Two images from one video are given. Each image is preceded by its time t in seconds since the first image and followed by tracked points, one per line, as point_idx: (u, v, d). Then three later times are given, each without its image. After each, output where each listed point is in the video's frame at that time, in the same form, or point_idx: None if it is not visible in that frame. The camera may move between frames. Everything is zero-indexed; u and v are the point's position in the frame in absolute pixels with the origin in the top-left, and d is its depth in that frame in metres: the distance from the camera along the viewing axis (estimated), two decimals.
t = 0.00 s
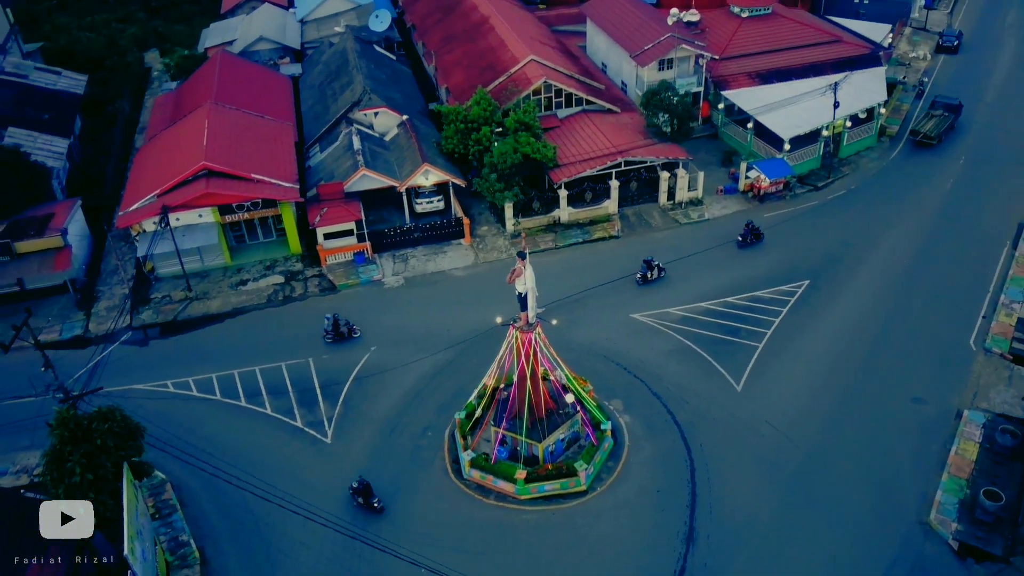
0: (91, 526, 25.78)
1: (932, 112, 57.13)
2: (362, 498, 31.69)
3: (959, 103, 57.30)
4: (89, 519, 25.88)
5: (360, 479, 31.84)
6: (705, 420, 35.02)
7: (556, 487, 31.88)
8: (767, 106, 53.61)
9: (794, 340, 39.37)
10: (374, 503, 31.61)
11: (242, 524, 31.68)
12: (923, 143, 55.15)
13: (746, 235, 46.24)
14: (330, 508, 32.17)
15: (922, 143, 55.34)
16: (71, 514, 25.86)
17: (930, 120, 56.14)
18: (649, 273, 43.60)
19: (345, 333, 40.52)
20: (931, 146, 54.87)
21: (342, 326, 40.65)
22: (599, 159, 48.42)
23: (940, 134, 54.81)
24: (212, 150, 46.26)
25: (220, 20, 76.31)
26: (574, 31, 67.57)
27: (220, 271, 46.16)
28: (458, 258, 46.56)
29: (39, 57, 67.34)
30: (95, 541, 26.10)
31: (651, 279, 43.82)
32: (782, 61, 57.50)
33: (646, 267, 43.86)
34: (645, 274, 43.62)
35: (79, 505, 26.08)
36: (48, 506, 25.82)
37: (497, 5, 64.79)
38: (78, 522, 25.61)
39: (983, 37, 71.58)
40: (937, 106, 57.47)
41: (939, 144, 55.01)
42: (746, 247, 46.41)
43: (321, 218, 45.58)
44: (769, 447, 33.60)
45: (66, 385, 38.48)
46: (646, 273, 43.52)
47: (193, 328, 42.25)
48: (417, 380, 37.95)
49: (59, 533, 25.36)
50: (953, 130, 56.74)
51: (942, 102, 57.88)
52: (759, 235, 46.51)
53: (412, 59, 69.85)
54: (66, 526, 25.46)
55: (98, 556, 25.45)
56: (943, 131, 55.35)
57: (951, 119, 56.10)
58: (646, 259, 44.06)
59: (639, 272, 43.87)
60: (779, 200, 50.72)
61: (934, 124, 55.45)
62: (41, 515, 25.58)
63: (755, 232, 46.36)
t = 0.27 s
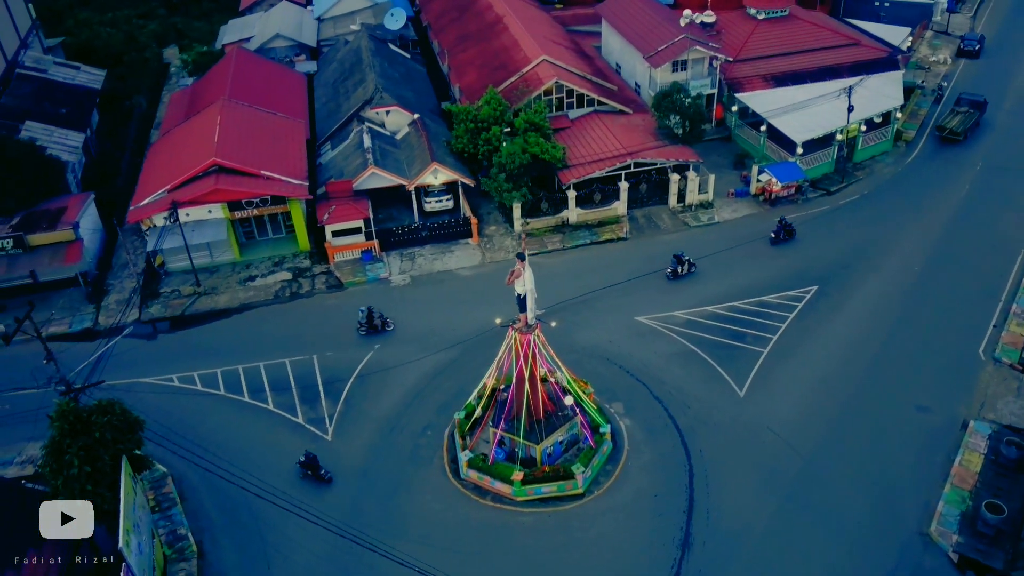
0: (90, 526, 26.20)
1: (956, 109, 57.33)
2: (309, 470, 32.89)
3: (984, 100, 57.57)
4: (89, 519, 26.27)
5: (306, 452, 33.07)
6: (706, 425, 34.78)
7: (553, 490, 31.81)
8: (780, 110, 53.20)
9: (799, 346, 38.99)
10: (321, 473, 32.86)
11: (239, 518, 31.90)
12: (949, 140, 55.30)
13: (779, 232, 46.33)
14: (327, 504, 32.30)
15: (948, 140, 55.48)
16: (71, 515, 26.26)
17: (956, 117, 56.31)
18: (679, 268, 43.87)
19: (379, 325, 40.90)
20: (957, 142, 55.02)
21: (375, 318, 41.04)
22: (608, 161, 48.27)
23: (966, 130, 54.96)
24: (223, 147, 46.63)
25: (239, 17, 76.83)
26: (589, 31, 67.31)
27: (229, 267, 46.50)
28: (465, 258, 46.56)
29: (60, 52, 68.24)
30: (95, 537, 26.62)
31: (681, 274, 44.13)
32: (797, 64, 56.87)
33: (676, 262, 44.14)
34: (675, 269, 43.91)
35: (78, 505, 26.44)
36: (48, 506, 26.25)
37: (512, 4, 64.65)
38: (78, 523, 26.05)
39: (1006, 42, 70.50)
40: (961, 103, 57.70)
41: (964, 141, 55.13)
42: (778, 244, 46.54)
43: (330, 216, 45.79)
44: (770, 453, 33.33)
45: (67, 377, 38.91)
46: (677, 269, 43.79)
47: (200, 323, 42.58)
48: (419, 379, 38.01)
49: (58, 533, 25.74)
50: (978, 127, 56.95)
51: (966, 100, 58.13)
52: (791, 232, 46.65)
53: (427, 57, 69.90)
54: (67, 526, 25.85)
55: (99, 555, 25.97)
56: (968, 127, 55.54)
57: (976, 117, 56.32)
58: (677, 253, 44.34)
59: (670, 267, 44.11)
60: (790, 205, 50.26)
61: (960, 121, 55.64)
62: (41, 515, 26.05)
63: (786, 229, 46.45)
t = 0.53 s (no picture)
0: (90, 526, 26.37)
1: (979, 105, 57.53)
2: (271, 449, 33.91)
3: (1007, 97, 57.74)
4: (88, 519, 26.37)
5: (264, 432, 34.06)
6: (707, 430, 34.55)
7: (550, 492, 31.75)
8: (793, 112, 52.77)
9: (805, 351, 38.65)
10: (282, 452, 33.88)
11: (237, 514, 32.08)
12: (972, 136, 55.54)
13: (809, 229, 46.40)
14: (324, 502, 32.42)
15: (971, 136, 55.67)
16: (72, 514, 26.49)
17: (979, 114, 56.47)
18: (707, 264, 44.01)
19: (408, 320, 41.14)
20: (980, 139, 55.26)
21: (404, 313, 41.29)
22: (616, 162, 48.16)
23: (989, 127, 55.14)
24: (232, 144, 46.92)
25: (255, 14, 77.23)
26: (602, 31, 67.05)
27: (237, 263, 46.81)
28: (472, 258, 46.56)
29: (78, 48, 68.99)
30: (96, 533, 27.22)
31: (709, 270, 44.27)
32: (812, 66, 56.30)
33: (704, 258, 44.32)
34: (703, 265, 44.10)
35: (77, 505, 26.42)
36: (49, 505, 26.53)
37: (525, 3, 64.49)
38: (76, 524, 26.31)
39: None
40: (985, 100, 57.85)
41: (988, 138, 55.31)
42: (808, 241, 46.55)
43: (337, 213, 45.97)
44: (770, 460, 33.07)
45: (69, 370, 39.37)
46: (704, 265, 43.98)
47: (206, 318, 42.87)
48: (421, 379, 38.06)
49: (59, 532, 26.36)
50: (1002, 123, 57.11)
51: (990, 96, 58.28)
52: (821, 229, 46.69)
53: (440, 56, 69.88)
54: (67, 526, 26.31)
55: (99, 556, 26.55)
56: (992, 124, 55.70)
57: (999, 113, 56.49)
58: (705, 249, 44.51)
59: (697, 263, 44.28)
60: (801, 208, 49.81)
61: (983, 118, 55.82)
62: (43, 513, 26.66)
63: (817, 226, 46.52)
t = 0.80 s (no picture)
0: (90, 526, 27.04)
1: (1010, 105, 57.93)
2: (217, 426, 35.00)
3: None
4: (89, 519, 27.03)
5: (212, 410, 35.20)
6: (707, 437, 34.27)
7: (546, 495, 31.67)
8: (809, 117, 52.18)
9: (811, 360, 38.22)
10: (228, 428, 35.06)
11: (235, 509, 32.32)
12: (1003, 135, 55.86)
13: (847, 226, 46.42)
14: (322, 500, 32.57)
15: (1001, 135, 55.98)
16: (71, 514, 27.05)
17: (1009, 112, 56.72)
18: (743, 261, 44.28)
19: (444, 314, 41.45)
20: (1010, 137, 55.54)
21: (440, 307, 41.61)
22: (627, 165, 47.93)
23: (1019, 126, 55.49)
24: (245, 141, 47.30)
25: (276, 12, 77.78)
26: (620, 32, 66.75)
27: (247, 259, 47.19)
28: (480, 258, 46.58)
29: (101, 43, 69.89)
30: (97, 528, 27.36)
31: (746, 267, 44.55)
32: (830, 71, 55.64)
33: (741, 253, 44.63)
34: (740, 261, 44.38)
35: (76, 505, 27.15)
36: (48, 505, 27.17)
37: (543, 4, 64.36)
38: (76, 524, 26.87)
39: None
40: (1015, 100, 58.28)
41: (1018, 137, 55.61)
42: (845, 239, 46.63)
43: (347, 212, 46.20)
44: (770, 469, 32.73)
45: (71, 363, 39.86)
46: (742, 261, 44.23)
47: (215, 314, 43.24)
48: (423, 379, 38.11)
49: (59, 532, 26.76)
50: None
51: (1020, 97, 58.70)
52: (858, 226, 46.76)
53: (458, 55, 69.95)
54: (67, 527, 26.82)
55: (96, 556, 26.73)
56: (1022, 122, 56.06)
57: None
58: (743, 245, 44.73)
59: (735, 259, 44.52)
60: (814, 214, 49.26)
61: (1013, 116, 56.13)
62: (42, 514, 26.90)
63: (854, 224, 46.50)
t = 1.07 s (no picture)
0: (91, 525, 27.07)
1: None
2: (173, 410, 36.02)
3: None
4: (90, 518, 27.16)
5: (168, 395, 36.17)
6: (708, 443, 34.05)
7: (543, 498, 31.64)
8: (822, 121, 51.65)
9: (816, 367, 37.84)
10: (184, 411, 36.07)
11: (234, 504, 32.56)
12: None
13: (881, 224, 46.38)
14: (320, 497, 32.72)
15: None
16: (71, 514, 27.24)
17: None
18: (777, 259, 44.47)
19: (474, 311, 41.56)
20: None
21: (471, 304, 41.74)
22: (636, 167, 47.74)
23: None
24: (256, 138, 47.59)
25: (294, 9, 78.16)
26: (635, 33, 66.35)
27: (257, 256, 47.52)
28: (487, 258, 46.58)
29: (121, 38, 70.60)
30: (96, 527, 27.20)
31: (781, 265, 44.71)
32: (845, 74, 55.01)
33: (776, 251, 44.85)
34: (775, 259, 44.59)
35: (77, 505, 27.45)
36: (50, 505, 27.50)
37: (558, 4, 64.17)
38: (75, 524, 27.00)
39: None
40: None
41: None
42: (878, 237, 46.68)
43: (355, 210, 46.40)
44: (770, 476, 32.48)
45: (75, 356, 40.29)
46: (776, 259, 44.42)
47: (222, 309, 43.58)
48: (425, 378, 38.18)
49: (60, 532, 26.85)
50: None
51: None
52: (892, 224, 46.74)
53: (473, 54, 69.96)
54: (67, 526, 26.96)
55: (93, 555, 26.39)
56: None
57: None
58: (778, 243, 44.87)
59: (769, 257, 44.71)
60: (826, 219, 48.76)
61: None
62: (42, 516, 27.17)
63: (887, 222, 46.49)
